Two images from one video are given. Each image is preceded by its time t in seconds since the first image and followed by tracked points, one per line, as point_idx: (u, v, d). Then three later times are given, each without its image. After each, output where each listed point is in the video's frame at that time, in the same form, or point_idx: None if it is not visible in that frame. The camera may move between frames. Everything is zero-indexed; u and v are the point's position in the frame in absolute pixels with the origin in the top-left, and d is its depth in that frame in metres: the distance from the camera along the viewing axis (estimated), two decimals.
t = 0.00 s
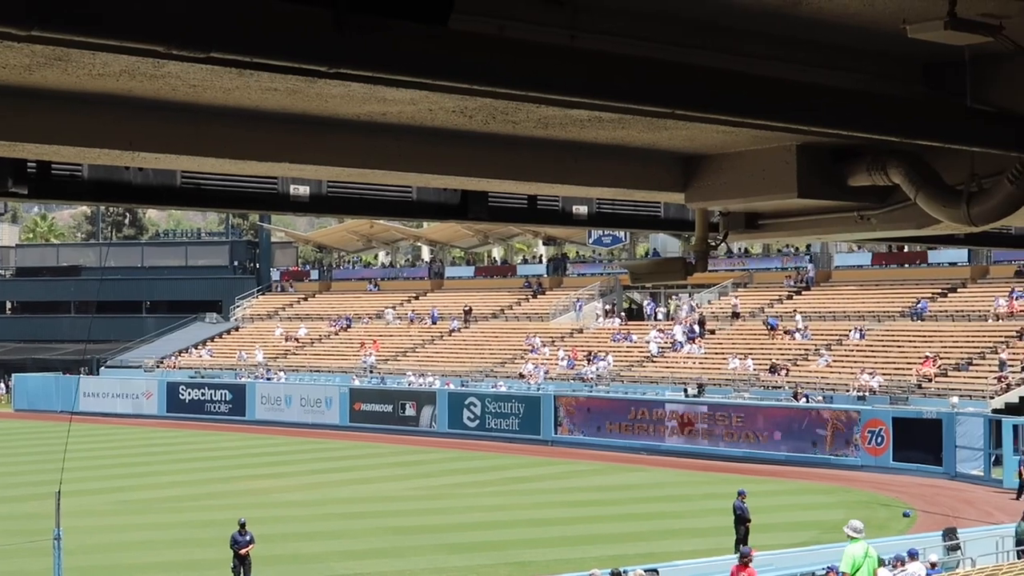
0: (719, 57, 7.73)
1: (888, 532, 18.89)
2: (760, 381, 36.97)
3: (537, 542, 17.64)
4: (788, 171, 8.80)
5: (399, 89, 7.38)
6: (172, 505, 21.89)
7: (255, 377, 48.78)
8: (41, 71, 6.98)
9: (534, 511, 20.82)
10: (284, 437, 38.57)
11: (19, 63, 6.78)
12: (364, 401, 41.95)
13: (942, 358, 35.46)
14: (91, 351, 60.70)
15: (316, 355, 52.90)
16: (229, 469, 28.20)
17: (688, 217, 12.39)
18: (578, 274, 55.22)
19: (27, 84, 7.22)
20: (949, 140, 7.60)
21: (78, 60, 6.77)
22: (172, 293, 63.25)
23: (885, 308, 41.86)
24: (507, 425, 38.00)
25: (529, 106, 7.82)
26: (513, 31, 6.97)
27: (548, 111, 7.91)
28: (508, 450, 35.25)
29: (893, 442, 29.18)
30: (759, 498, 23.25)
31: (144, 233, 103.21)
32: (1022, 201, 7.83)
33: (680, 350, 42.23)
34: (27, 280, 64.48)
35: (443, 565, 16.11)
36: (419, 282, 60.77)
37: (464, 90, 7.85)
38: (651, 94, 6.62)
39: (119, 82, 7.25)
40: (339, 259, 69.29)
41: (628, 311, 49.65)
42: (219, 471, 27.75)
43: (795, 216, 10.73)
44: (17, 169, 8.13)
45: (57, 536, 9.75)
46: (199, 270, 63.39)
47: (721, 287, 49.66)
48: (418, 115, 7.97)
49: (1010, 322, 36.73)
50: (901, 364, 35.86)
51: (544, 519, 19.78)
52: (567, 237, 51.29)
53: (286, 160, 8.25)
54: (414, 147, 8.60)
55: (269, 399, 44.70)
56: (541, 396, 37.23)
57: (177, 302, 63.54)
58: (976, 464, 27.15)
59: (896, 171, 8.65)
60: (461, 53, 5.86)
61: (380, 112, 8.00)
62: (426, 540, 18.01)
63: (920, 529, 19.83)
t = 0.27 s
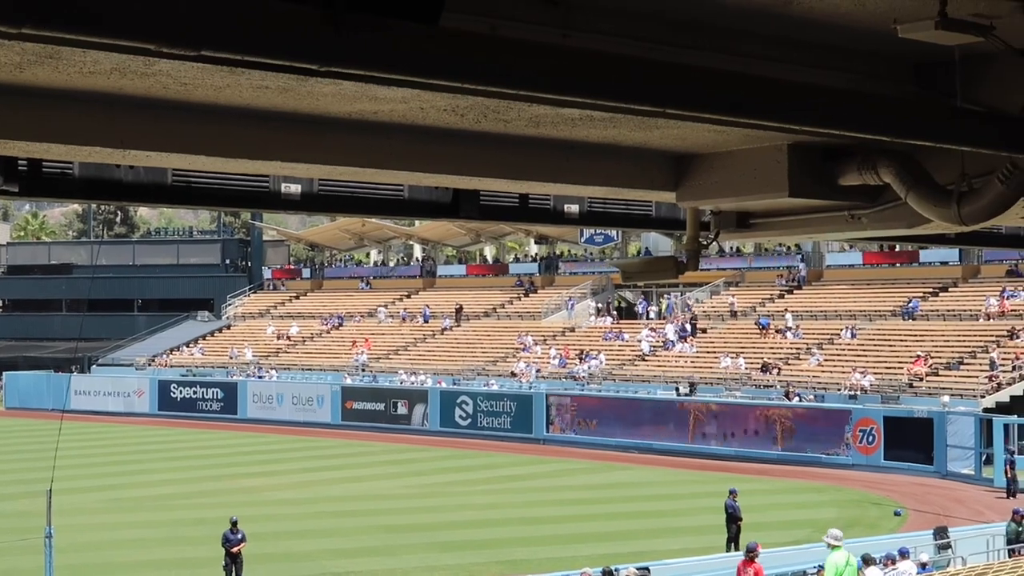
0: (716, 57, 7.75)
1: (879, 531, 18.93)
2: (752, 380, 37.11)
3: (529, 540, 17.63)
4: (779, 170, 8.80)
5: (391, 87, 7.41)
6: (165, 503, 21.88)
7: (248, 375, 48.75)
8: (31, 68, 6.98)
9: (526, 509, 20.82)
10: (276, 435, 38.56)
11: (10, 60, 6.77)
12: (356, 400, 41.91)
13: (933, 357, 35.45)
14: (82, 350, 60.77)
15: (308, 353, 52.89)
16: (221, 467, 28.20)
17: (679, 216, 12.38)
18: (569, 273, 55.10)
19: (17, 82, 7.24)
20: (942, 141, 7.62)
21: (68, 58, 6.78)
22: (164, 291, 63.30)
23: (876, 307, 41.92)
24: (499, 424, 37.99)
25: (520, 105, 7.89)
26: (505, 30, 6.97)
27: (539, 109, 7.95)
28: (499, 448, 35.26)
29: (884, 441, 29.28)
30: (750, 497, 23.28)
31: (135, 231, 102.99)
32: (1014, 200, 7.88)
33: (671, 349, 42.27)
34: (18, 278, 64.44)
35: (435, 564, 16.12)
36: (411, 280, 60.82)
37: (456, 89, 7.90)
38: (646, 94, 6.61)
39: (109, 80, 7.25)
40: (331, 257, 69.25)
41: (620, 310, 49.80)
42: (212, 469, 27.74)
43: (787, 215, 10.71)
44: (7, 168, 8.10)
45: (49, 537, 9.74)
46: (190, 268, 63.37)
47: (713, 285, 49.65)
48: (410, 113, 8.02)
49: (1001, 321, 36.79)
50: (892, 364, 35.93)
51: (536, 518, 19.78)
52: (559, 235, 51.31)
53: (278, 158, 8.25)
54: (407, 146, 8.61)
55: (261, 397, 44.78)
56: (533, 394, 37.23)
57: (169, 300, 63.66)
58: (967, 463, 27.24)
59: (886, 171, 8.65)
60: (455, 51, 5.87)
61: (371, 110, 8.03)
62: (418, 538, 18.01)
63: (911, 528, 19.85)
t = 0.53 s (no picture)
0: (716, 56, 7.77)
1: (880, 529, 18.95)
2: (753, 378, 37.17)
3: (530, 539, 17.64)
4: (780, 169, 8.79)
5: (392, 85, 7.42)
6: (166, 501, 21.89)
7: (249, 373, 48.79)
8: (32, 66, 6.97)
9: (528, 507, 20.84)
10: (278, 433, 38.60)
11: (11, 58, 6.76)
12: (357, 397, 41.94)
13: (935, 355, 35.46)
14: (83, 347, 61.05)
15: (309, 351, 52.87)
16: (223, 465, 28.20)
17: (681, 214, 12.36)
18: (570, 271, 55.04)
19: (18, 80, 7.24)
20: (942, 140, 7.65)
21: (69, 56, 6.78)
22: (164, 288, 63.45)
23: (877, 305, 41.94)
24: (500, 422, 37.99)
25: (521, 103, 7.86)
26: (507, 28, 6.96)
27: (540, 108, 7.95)
28: (500, 446, 35.26)
29: (885, 440, 29.23)
30: (752, 495, 23.29)
31: (136, 229, 102.98)
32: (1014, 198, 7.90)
33: (672, 347, 42.31)
34: (20, 275, 64.65)
35: (437, 561, 16.13)
36: (411, 279, 60.80)
37: (457, 87, 7.92)
38: (647, 94, 6.60)
39: (110, 78, 7.25)
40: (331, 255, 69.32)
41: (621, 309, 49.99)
42: (213, 467, 27.76)
43: (790, 213, 10.72)
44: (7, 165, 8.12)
45: (50, 533, 9.99)
46: (190, 265, 63.48)
47: (714, 283, 49.59)
48: (412, 111, 8.03)
49: (1003, 320, 36.77)
50: (894, 362, 35.98)
51: (537, 516, 19.80)
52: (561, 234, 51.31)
53: (278, 156, 8.25)
54: (408, 144, 8.61)
55: (263, 395, 45.02)
56: (534, 392, 37.08)
57: (169, 297, 63.85)
58: (968, 461, 27.29)
59: (887, 168, 8.64)
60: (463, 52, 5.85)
61: (372, 108, 8.04)
62: (419, 536, 18.01)
63: (912, 526, 19.88)
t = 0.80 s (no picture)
0: (729, 53, 7.73)
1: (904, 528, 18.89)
2: (775, 376, 37.10)
3: (550, 536, 17.62)
4: (802, 166, 8.75)
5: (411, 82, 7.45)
6: (186, 499, 21.93)
7: (271, 371, 48.89)
8: (54, 64, 6.99)
9: (549, 505, 20.80)
10: (301, 431, 38.58)
11: (33, 56, 6.78)
12: (379, 395, 42.09)
13: (957, 353, 35.51)
14: (106, 345, 61.20)
15: (331, 349, 53.01)
16: (244, 462, 28.25)
17: (702, 210, 12.36)
18: (592, 269, 55.25)
19: (42, 79, 7.27)
20: (957, 136, 7.70)
21: (91, 53, 6.78)
22: (187, 287, 63.62)
23: (900, 303, 41.85)
24: (523, 420, 38.04)
25: (542, 100, 7.87)
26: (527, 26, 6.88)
27: (559, 105, 7.97)
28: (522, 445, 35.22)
29: (908, 437, 29.20)
30: (774, 492, 23.27)
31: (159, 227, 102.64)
32: None
33: (694, 344, 42.28)
34: (42, 274, 64.59)
35: (458, 559, 16.13)
36: (434, 275, 60.55)
37: (476, 85, 7.97)
38: (655, 92, 6.60)
39: (131, 75, 7.26)
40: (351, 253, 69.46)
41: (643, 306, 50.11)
42: (234, 464, 27.80)
43: (813, 211, 10.73)
44: (34, 162, 8.08)
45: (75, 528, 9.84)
46: (213, 264, 63.59)
47: (736, 281, 49.66)
48: (432, 108, 8.07)
49: None
50: (917, 360, 35.94)
51: (557, 513, 19.77)
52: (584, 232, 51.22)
53: (298, 154, 8.25)
54: (429, 143, 8.63)
55: (285, 393, 45.14)
56: (556, 390, 37.04)
57: (193, 295, 63.93)
58: (991, 459, 27.26)
59: (909, 167, 8.63)
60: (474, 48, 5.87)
61: (393, 106, 8.07)
62: (440, 534, 18.01)
63: (935, 524, 19.83)
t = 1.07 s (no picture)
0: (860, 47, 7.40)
1: None
2: (894, 374, 36.66)
3: (666, 535, 17.58)
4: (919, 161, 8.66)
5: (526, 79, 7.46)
6: (301, 493, 22.28)
7: (384, 367, 49.40)
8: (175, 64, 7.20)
9: (660, 503, 20.77)
10: (413, 427, 38.77)
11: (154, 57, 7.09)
12: (494, 392, 42.07)
13: None
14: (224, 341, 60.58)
15: (447, 346, 53.79)
16: (359, 458, 28.53)
17: (819, 209, 12.31)
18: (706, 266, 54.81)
19: (162, 78, 7.59)
20: None
21: (212, 53, 6.93)
22: (303, 284, 62.16)
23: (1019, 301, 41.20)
24: (639, 417, 37.77)
25: (658, 97, 7.84)
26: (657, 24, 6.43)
27: (675, 102, 7.95)
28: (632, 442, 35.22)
29: None
30: (890, 493, 22.96)
31: (276, 224, 102.90)
32: None
33: (811, 343, 41.92)
34: (157, 271, 64.06)
35: (576, 556, 16.18)
36: (548, 274, 60.78)
37: (592, 82, 7.97)
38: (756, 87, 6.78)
39: (250, 74, 7.46)
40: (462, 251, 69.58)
41: (758, 303, 49.84)
42: (344, 460, 28.12)
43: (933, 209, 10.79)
44: (155, 160, 8.21)
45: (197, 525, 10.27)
46: (328, 261, 62.23)
47: (851, 278, 49.22)
48: (545, 106, 8.11)
49: None
50: None
51: (669, 512, 19.72)
52: (697, 229, 51.06)
53: (411, 151, 8.30)
54: (550, 141, 8.63)
55: (399, 389, 45.24)
56: (670, 388, 36.61)
57: (309, 292, 62.46)
58: None
59: None
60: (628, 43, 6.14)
61: (508, 103, 8.09)
62: (555, 531, 18.08)
63: None
